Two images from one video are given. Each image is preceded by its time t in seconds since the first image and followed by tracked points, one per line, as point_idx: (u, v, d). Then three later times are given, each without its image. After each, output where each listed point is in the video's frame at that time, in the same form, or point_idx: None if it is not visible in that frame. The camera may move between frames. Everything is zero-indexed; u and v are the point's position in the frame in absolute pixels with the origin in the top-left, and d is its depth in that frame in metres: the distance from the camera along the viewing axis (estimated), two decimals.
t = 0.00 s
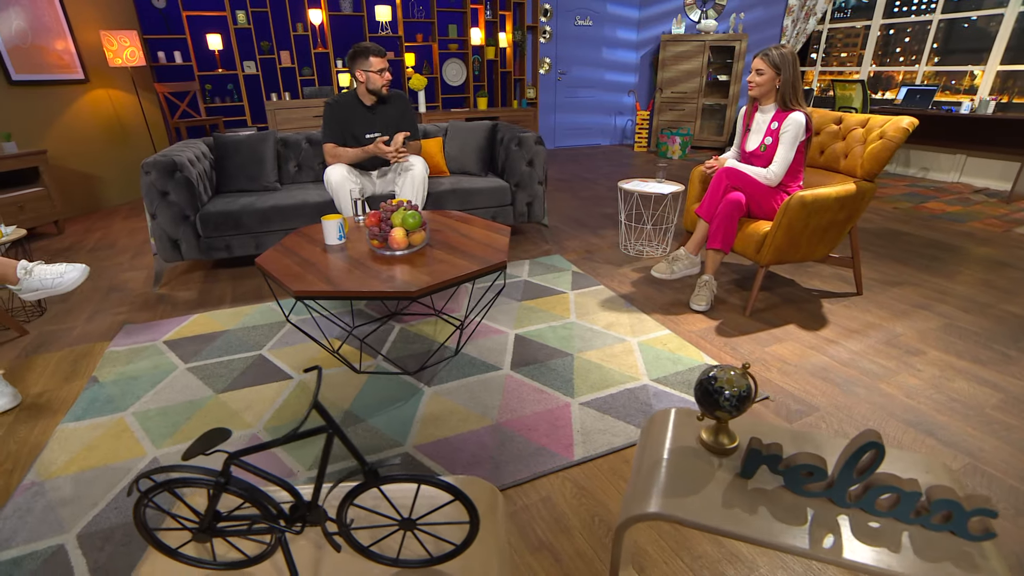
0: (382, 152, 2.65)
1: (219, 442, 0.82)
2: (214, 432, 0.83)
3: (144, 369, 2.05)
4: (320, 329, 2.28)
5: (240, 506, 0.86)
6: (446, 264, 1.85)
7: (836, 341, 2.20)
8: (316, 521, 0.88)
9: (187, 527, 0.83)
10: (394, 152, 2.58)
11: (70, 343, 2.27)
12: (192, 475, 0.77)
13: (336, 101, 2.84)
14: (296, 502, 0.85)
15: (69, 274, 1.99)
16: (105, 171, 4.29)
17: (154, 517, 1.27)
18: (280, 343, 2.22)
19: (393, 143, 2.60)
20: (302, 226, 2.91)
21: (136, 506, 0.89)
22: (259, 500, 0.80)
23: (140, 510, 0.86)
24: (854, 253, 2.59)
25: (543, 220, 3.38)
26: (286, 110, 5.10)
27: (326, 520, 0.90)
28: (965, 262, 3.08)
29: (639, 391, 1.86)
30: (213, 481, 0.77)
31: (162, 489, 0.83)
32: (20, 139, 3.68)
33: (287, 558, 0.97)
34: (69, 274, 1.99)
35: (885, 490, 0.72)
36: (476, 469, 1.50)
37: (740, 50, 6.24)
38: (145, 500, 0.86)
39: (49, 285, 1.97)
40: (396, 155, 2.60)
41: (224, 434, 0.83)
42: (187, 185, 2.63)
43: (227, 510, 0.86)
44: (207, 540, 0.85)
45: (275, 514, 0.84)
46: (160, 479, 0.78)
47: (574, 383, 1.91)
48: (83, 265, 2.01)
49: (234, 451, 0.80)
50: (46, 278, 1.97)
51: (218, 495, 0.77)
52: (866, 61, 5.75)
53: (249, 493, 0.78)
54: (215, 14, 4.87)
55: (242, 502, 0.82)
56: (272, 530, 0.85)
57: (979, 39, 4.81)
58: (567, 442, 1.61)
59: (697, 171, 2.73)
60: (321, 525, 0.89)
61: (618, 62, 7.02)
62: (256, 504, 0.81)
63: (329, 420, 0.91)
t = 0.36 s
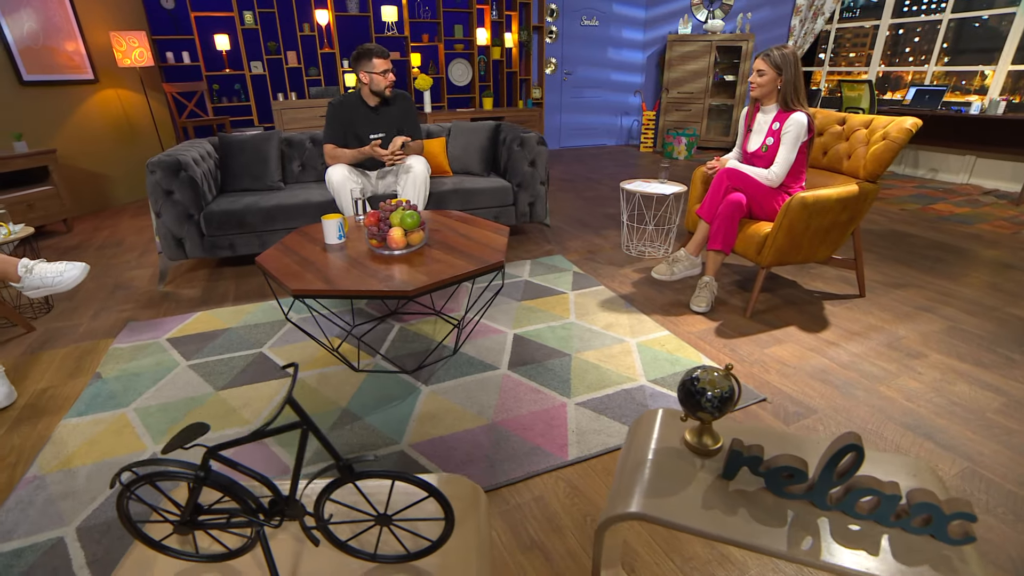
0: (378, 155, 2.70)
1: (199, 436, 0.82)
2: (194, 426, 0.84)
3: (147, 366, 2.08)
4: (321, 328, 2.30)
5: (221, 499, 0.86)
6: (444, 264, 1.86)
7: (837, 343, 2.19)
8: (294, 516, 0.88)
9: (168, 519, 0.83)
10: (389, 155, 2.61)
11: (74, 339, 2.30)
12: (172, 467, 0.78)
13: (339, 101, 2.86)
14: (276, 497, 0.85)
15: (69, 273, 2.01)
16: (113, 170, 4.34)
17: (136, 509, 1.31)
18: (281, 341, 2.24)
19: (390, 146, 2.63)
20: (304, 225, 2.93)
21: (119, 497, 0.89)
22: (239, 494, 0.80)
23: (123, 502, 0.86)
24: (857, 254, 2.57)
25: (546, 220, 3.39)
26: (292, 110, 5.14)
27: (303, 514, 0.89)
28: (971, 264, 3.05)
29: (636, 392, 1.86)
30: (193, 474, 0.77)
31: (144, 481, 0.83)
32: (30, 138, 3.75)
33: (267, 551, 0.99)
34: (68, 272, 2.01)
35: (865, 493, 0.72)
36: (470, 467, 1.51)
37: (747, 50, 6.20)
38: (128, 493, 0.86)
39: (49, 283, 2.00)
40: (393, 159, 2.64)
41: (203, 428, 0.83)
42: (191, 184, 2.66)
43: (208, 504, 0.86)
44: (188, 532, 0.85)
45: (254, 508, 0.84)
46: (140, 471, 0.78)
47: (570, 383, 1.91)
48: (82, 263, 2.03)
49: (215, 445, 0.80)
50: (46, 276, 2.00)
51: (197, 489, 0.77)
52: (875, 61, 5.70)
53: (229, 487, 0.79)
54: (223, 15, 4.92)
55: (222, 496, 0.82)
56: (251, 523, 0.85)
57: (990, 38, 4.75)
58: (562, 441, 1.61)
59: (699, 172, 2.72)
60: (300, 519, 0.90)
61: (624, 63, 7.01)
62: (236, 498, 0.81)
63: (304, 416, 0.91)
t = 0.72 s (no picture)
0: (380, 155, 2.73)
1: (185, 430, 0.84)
2: (181, 421, 0.85)
3: (154, 362, 2.12)
4: (325, 326, 2.33)
5: (208, 492, 0.88)
6: (445, 263, 1.88)
7: (841, 346, 2.16)
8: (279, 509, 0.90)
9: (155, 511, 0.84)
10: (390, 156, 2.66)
11: (85, 335, 2.35)
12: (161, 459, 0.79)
13: (346, 101, 2.89)
14: (260, 491, 0.86)
15: (82, 268, 2.05)
16: (126, 168, 4.41)
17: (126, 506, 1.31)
18: (286, 338, 2.26)
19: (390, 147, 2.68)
20: (311, 224, 2.96)
21: (109, 489, 0.91)
22: (225, 486, 0.81)
23: (113, 494, 0.88)
24: (864, 257, 2.54)
25: (551, 220, 3.39)
26: (302, 110, 5.19)
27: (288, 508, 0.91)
28: (982, 267, 3.00)
29: (636, 393, 1.86)
30: (179, 466, 0.79)
31: (134, 473, 0.85)
32: (46, 138, 3.83)
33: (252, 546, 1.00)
34: (81, 267, 2.05)
35: (848, 497, 0.73)
36: (467, 466, 1.52)
37: (758, 50, 6.15)
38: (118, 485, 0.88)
39: (64, 278, 2.04)
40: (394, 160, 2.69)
41: (188, 422, 0.85)
42: (200, 183, 2.70)
43: (194, 496, 0.87)
44: (175, 524, 0.86)
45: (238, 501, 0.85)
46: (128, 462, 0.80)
47: (570, 384, 1.92)
48: (95, 259, 2.07)
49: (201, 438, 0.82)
50: (61, 271, 2.03)
51: (185, 481, 0.78)
52: (889, 61, 5.62)
53: (216, 479, 0.80)
54: (235, 16, 4.99)
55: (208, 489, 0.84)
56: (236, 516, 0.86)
57: (1007, 37, 4.67)
58: (559, 442, 1.61)
59: (705, 173, 2.71)
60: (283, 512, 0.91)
61: (634, 63, 6.99)
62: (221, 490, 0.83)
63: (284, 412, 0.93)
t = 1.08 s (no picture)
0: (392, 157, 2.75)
1: (176, 425, 0.85)
2: (172, 416, 0.86)
3: (164, 359, 2.16)
4: (331, 326, 2.36)
5: (199, 486, 0.89)
6: (449, 265, 1.89)
7: (848, 352, 2.14)
8: (268, 504, 0.90)
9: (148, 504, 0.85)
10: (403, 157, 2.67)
11: (98, 332, 2.40)
12: (153, 453, 0.80)
13: (355, 104, 2.92)
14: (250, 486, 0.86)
15: (95, 268, 2.09)
16: (142, 169, 4.50)
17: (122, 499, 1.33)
18: (292, 338, 2.29)
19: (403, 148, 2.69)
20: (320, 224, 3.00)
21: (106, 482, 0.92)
22: (215, 481, 0.82)
23: (108, 488, 0.89)
24: (874, 262, 2.51)
25: (558, 223, 3.40)
26: (315, 112, 5.25)
27: (278, 503, 0.91)
28: (997, 274, 2.94)
29: (638, 396, 1.85)
30: (170, 461, 0.79)
31: (128, 466, 0.86)
32: (64, 138, 3.95)
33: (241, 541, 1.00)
34: (94, 268, 2.09)
35: (834, 503, 0.73)
36: (467, 466, 1.53)
37: (772, 52, 6.10)
38: (114, 478, 0.89)
39: (78, 278, 2.08)
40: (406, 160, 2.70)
41: (180, 418, 0.86)
42: (212, 184, 2.75)
43: (188, 490, 0.88)
44: (167, 517, 0.87)
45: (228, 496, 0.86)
46: (121, 455, 0.81)
47: (573, 386, 1.92)
48: (107, 259, 2.11)
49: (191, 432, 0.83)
50: (75, 271, 2.07)
51: (175, 476, 0.79)
52: (905, 63, 5.54)
53: (206, 475, 0.81)
54: (250, 19, 5.07)
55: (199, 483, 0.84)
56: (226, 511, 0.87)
57: None
58: (559, 444, 1.62)
59: (712, 176, 2.70)
60: (272, 508, 0.91)
61: (646, 65, 6.97)
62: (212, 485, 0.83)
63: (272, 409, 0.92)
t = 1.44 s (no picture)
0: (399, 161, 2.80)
1: (171, 422, 0.84)
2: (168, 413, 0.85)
3: (174, 358, 2.20)
4: (339, 327, 2.39)
5: (195, 483, 0.89)
6: (454, 269, 1.90)
7: (856, 360, 2.11)
8: (262, 501, 0.90)
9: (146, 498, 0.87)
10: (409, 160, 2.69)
11: (111, 331, 2.45)
12: (149, 449, 0.81)
13: (366, 108, 2.95)
14: (244, 484, 0.87)
15: (110, 270, 2.12)
16: (158, 171, 4.59)
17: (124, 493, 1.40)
18: (300, 339, 2.32)
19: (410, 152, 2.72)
20: (329, 227, 3.03)
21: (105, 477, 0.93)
22: (210, 477, 0.83)
23: (107, 482, 0.89)
24: (884, 269, 2.48)
25: (566, 227, 3.40)
26: (328, 115, 5.32)
27: (270, 500, 0.91)
28: (1014, 282, 2.88)
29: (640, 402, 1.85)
30: (166, 457, 0.80)
31: (125, 462, 0.86)
32: (85, 141, 4.08)
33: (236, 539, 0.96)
34: (110, 269, 2.12)
35: (821, 513, 0.74)
36: (467, 469, 1.54)
37: (785, 56, 6.05)
38: (112, 474, 0.89)
39: (93, 279, 2.11)
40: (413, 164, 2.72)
41: (175, 414, 0.85)
42: (224, 187, 2.80)
43: (184, 486, 0.89)
44: (165, 511, 0.88)
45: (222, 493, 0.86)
46: (117, 451, 0.82)
47: (575, 391, 1.92)
48: (123, 261, 2.14)
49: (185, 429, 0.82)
50: (90, 272, 2.10)
51: (170, 472, 0.80)
52: (922, 67, 5.47)
53: (201, 471, 0.82)
54: (266, 24, 5.16)
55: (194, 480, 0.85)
56: (221, 507, 0.87)
57: None
58: (559, 448, 1.62)
59: (721, 182, 2.69)
60: (264, 505, 0.91)
61: (658, 69, 6.96)
62: (206, 481, 0.84)
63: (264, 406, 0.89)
